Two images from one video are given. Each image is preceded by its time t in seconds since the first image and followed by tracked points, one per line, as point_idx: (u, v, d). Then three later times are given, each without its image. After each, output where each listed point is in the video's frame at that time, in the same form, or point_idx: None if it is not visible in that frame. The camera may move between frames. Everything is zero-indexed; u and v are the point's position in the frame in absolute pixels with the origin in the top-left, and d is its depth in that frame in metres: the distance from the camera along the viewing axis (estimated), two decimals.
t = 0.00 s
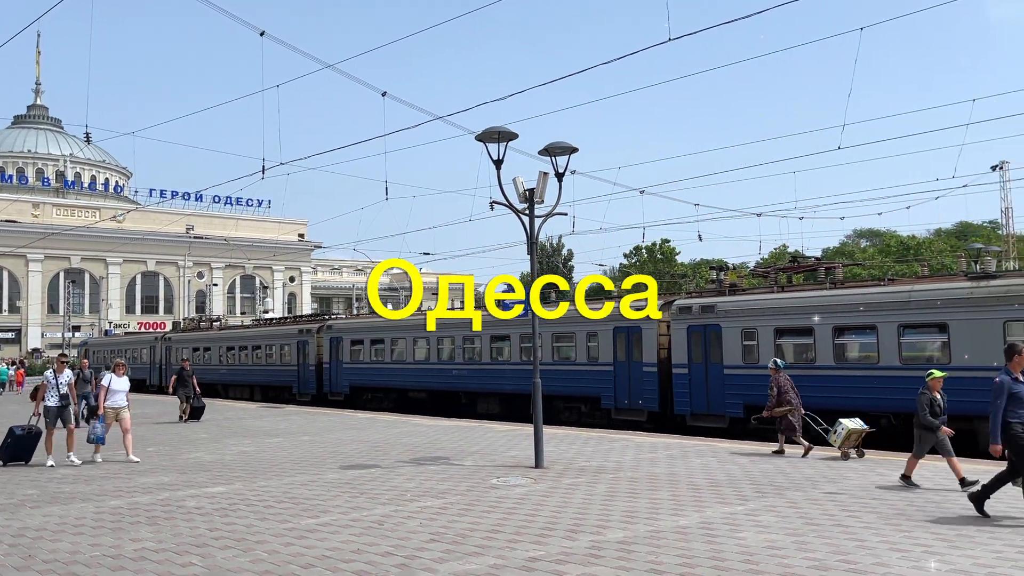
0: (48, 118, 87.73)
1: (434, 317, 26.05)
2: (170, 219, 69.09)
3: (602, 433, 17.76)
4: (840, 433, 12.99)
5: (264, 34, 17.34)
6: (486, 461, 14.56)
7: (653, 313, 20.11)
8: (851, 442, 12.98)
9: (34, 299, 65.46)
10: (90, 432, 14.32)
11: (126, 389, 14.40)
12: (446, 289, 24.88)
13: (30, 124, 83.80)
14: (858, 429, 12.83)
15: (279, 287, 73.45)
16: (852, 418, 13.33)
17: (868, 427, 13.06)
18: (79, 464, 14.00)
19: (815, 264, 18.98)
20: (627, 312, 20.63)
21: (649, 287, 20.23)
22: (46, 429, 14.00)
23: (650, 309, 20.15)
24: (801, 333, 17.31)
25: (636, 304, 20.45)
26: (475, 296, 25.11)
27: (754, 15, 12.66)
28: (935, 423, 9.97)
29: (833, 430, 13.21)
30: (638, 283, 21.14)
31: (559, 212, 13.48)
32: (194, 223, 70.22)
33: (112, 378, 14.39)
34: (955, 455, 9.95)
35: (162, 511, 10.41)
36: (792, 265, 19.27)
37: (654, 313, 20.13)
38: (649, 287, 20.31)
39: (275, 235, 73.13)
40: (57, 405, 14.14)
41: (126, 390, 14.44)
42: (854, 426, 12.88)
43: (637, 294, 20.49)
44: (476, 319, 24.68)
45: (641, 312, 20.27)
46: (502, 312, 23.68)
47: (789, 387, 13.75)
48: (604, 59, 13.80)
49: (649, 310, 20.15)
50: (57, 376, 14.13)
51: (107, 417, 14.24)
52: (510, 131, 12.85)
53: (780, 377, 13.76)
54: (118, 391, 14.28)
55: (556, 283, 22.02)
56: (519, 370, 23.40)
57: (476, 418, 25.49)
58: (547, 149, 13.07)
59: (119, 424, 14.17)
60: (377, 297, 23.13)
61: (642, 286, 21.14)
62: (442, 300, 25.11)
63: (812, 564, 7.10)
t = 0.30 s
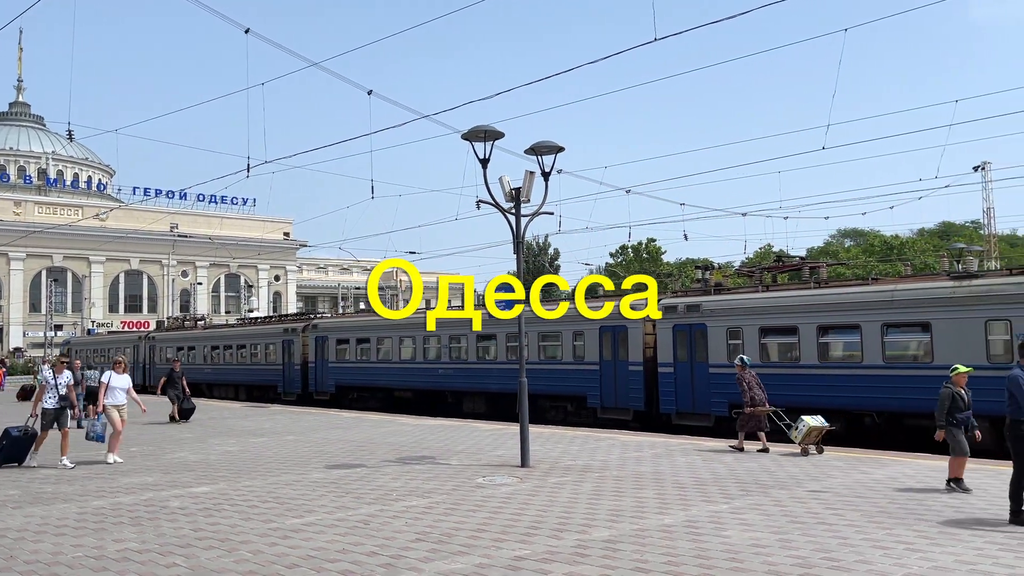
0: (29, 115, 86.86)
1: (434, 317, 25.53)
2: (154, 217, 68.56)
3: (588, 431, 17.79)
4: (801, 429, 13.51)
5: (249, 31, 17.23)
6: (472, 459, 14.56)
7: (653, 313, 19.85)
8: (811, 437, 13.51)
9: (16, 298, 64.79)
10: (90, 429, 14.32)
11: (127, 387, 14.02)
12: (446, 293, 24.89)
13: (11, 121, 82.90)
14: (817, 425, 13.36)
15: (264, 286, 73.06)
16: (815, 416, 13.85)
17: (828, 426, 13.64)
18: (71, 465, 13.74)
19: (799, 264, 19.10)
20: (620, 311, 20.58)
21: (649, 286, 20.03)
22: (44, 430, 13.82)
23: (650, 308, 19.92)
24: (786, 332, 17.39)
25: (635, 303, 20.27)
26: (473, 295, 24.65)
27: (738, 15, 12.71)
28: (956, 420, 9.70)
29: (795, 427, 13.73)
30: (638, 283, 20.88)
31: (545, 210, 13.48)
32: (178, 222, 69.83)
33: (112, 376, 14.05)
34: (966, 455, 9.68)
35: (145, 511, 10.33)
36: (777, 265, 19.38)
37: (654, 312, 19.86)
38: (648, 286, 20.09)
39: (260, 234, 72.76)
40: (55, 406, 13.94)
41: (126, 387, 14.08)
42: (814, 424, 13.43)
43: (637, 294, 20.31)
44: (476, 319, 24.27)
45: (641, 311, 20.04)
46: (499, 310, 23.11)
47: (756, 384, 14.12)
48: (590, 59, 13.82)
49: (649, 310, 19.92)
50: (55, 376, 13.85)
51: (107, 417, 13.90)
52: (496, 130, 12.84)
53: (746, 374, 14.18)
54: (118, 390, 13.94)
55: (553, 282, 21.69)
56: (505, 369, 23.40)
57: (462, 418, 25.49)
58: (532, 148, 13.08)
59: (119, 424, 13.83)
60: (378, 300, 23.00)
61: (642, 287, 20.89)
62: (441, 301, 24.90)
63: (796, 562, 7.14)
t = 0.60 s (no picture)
0: (9, 112, 85.90)
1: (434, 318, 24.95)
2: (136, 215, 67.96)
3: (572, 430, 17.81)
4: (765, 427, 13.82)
5: (232, 28, 17.10)
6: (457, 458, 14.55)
7: (653, 313, 19.58)
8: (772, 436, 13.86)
9: None
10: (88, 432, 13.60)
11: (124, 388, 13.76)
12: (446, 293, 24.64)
13: None
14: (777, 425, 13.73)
15: (248, 285, 72.70)
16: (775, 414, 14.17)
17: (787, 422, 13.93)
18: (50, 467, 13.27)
19: (782, 264, 19.21)
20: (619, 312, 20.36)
21: (649, 286, 19.83)
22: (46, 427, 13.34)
23: (650, 308, 19.67)
24: (769, 332, 17.48)
25: (636, 304, 20.06)
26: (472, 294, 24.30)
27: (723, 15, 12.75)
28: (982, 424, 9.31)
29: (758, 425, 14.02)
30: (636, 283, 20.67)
31: (530, 209, 13.48)
32: (160, 220, 69.36)
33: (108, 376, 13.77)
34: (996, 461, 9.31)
35: (126, 510, 10.24)
36: (760, 265, 19.48)
37: (654, 312, 19.56)
38: (647, 287, 19.89)
39: (244, 232, 72.34)
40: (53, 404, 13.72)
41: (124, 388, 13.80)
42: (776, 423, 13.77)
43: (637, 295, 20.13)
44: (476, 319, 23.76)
45: (642, 312, 19.83)
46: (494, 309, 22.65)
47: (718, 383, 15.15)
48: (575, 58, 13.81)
49: (649, 310, 19.65)
50: (49, 374, 13.87)
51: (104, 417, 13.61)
52: (481, 129, 12.81)
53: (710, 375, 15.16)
54: (115, 390, 13.67)
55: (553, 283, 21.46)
56: (490, 368, 23.36)
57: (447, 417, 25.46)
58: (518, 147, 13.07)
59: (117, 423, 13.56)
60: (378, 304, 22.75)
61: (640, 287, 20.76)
62: (440, 301, 24.64)
63: (778, 560, 7.17)
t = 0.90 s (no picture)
0: None
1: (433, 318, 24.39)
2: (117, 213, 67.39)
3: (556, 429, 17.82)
4: (727, 425, 14.07)
5: (215, 25, 16.99)
6: (440, 458, 14.52)
7: (653, 313, 19.27)
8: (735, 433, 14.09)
9: None
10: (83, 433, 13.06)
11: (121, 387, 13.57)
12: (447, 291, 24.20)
13: None
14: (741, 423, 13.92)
15: (230, 284, 72.31)
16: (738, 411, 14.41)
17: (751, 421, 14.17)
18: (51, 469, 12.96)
19: (765, 265, 19.33)
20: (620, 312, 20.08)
21: (649, 286, 19.57)
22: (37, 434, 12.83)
23: (650, 308, 19.35)
24: (752, 332, 17.58)
25: (636, 303, 19.77)
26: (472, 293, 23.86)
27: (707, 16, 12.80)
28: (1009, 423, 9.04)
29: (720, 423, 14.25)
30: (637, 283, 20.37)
31: (515, 209, 13.48)
32: (141, 218, 68.83)
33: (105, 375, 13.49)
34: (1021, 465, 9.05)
35: (106, 510, 10.13)
36: (743, 264, 19.59)
37: (654, 312, 19.26)
38: (648, 287, 19.66)
39: (226, 231, 71.92)
40: (48, 405, 13.09)
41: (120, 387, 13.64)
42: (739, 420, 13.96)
43: (637, 294, 19.86)
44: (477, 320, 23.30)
45: (642, 312, 19.52)
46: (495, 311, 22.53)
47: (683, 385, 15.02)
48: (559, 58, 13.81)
49: (649, 310, 19.34)
50: (43, 375, 13.17)
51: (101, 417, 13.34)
52: (465, 128, 12.79)
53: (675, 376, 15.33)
54: (115, 389, 13.49)
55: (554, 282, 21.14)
56: (474, 369, 23.33)
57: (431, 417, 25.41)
58: (502, 147, 13.05)
59: (117, 424, 13.39)
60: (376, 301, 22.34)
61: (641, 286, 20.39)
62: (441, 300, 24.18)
63: (760, 559, 7.20)
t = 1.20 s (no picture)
0: None
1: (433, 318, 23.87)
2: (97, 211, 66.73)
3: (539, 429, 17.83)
4: (690, 424, 14.32)
5: (198, 22, 16.89)
6: (423, 458, 14.49)
7: (653, 313, 19.02)
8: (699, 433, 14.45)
9: None
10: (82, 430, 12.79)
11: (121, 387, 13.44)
12: (447, 291, 23.69)
13: None
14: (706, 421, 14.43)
15: (212, 284, 71.84)
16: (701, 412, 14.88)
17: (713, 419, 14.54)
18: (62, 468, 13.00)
19: (747, 265, 19.44)
20: (619, 311, 19.80)
21: (649, 285, 19.33)
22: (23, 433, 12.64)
23: (650, 308, 19.11)
24: (734, 332, 17.65)
25: (635, 303, 19.51)
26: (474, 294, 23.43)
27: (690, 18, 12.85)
28: None
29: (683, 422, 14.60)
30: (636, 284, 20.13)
31: (498, 209, 13.47)
32: (122, 216, 68.20)
33: (105, 375, 13.31)
34: None
35: (84, 511, 10.02)
36: (726, 265, 19.69)
37: (654, 312, 19.00)
38: (648, 286, 19.44)
39: (207, 230, 71.43)
40: (34, 406, 12.64)
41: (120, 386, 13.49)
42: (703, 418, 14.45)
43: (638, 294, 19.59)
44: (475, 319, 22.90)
45: (641, 312, 19.27)
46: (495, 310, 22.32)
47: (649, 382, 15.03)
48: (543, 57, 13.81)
49: (649, 310, 19.10)
50: (34, 374, 12.66)
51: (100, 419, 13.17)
52: (449, 128, 12.77)
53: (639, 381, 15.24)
54: (116, 389, 13.38)
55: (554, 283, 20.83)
56: (457, 369, 23.30)
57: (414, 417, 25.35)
58: (486, 147, 13.04)
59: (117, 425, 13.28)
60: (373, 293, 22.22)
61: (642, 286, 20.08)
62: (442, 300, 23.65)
63: (741, 558, 7.24)
